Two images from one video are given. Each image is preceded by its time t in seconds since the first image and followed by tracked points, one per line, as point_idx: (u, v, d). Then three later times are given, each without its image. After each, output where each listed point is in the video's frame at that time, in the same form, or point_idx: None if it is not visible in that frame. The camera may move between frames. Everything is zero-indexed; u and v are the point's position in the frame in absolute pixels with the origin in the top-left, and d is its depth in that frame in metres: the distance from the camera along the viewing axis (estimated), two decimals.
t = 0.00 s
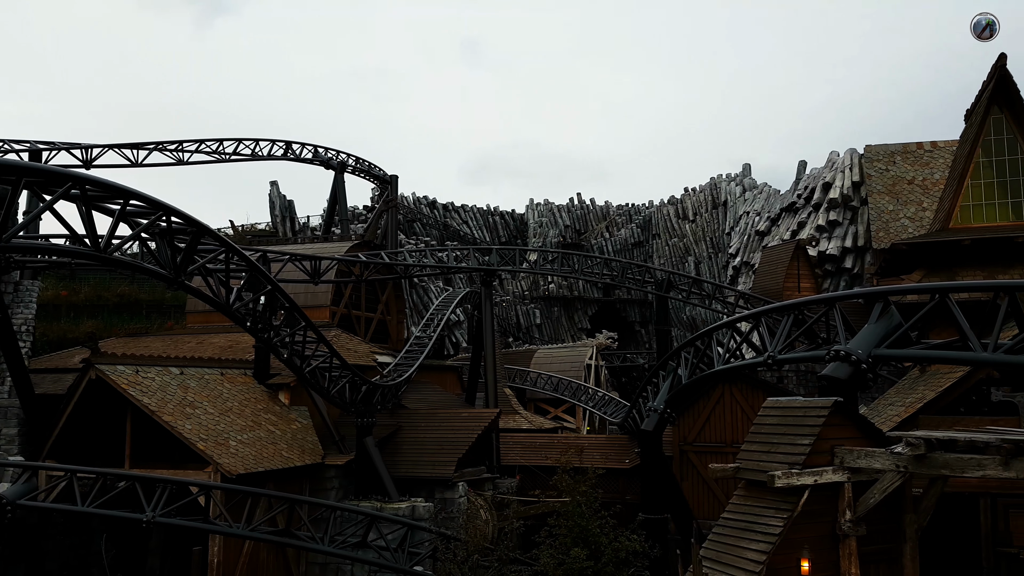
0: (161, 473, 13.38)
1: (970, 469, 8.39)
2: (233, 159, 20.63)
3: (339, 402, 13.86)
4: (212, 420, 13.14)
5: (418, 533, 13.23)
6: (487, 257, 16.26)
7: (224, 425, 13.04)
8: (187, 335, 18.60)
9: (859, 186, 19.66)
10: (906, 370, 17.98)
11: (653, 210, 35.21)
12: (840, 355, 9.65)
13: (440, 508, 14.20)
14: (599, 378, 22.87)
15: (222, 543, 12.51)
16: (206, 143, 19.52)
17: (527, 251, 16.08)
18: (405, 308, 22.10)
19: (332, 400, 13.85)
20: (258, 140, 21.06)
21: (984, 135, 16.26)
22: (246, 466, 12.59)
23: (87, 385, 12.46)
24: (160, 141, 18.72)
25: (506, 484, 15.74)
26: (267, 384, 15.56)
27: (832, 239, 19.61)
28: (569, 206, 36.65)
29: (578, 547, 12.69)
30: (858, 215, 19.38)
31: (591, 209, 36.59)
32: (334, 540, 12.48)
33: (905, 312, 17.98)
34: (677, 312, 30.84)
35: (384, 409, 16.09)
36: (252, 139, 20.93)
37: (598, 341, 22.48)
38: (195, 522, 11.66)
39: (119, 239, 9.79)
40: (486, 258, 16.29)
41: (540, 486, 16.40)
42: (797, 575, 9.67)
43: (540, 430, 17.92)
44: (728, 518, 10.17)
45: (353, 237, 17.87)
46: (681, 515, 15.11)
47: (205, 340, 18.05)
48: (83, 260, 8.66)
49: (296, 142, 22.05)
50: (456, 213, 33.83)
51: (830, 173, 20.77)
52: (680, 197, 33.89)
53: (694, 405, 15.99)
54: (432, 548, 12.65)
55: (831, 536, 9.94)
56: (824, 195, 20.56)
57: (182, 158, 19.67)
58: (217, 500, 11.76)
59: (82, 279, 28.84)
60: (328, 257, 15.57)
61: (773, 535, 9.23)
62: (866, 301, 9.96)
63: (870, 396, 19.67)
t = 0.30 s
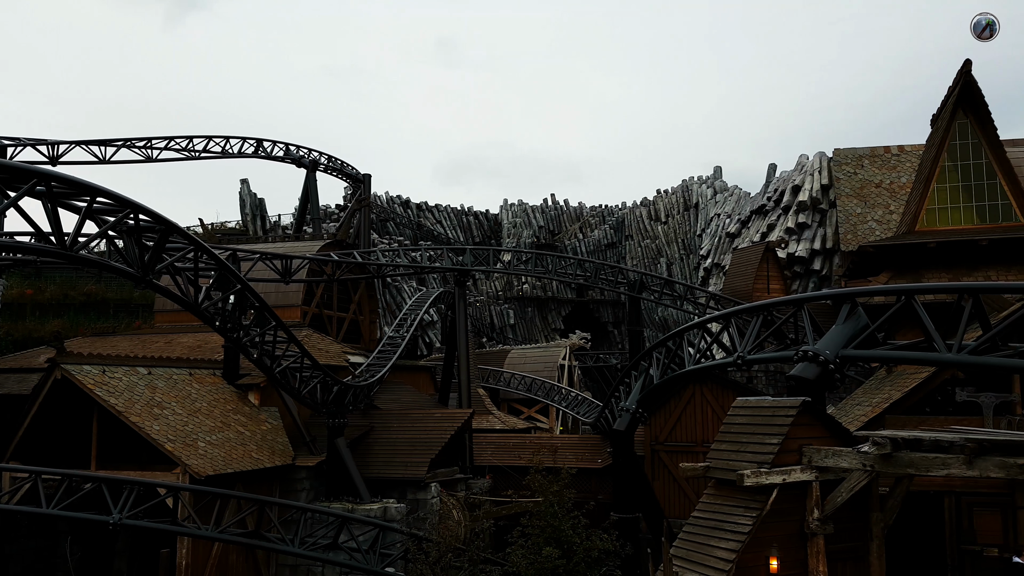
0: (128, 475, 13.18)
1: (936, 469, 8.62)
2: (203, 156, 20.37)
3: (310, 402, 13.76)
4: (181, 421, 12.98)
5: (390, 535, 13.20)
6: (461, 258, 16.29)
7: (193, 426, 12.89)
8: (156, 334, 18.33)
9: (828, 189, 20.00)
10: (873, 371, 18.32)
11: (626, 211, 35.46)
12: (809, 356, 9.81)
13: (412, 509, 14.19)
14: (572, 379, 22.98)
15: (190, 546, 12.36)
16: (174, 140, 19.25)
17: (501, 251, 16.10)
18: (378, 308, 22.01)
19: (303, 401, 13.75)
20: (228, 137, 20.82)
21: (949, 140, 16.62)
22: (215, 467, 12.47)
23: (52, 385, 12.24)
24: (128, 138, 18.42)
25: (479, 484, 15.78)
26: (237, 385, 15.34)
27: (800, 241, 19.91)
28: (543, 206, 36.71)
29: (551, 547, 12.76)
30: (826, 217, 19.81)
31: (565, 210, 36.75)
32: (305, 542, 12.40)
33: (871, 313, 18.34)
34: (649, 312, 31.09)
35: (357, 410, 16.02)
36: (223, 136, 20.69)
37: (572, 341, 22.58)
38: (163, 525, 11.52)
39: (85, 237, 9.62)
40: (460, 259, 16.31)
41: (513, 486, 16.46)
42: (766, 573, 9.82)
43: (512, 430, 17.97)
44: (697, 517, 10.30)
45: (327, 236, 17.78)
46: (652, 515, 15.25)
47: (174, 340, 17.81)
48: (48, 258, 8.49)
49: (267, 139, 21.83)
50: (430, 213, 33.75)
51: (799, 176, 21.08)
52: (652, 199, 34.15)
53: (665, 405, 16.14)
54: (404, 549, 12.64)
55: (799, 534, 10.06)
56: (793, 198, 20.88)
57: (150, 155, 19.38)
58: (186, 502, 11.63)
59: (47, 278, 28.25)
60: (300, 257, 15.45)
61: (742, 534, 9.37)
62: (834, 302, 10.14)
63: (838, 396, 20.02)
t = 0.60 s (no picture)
0: (95, 476, 12.96)
1: (901, 467, 8.79)
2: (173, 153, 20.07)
3: (282, 402, 13.66)
4: (150, 422, 12.79)
5: (363, 536, 13.14)
6: (436, 258, 16.28)
7: (162, 427, 12.71)
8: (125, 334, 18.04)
9: (799, 192, 20.28)
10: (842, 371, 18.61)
11: (601, 212, 35.62)
12: (778, 356, 9.93)
13: (385, 510, 14.14)
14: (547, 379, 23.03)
15: (159, 548, 12.19)
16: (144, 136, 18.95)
17: (476, 251, 16.10)
18: (352, 308, 21.88)
19: (274, 401, 13.64)
20: (200, 134, 20.55)
21: (916, 144, 16.93)
22: (184, 468, 12.31)
23: (17, 385, 11.99)
24: (96, 134, 18.11)
25: (453, 485, 15.78)
26: (207, 385, 15.17)
27: (771, 243, 20.16)
28: (519, 207, 36.70)
29: (524, 547, 12.79)
30: (797, 219, 20.07)
31: (540, 211, 36.81)
32: (276, 544, 12.30)
33: (840, 315, 18.64)
34: (624, 313, 31.27)
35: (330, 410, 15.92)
36: (194, 133, 20.41)
37: (547, 341, 22.63)
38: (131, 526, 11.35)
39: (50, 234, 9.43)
40: (436, 259, 16.30)
41: (487, 486, 16.47)
42: (736, 571, 9.93)
43: (487, 430, 17.97)
44: (669, 515, 10.39)
45: (299, 235, 17.62)
46: (625, 514, 15.34)
47: (144, 339, 17.54)
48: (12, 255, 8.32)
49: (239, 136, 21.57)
50: (405, 212, 33.61)
51: (771, 179, 21.35)
52: (627, 200, 34.35)
53: (638, 405, 16.25)
54: (377, 550, 12.60)
55: (769, 532, 10.18)
56: (765, 200, 21.13)
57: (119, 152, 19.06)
58: (155, 504, 11.46)
59: (13, 276, 27.64)
60: (272, 255, 15.29)
61: (713, 533, 9.43)
62: (803, 303, 10.27)
63: (809, 395, 20.31)
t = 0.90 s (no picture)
0: (56, 478, 12.66)
1: (864, 467, 8.98)
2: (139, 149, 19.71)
3: (249, 403, 13.51)
4: (113, 422, 12.54)
5: (331, 538, 13.03)
6: (408, 257, 16.23)
7: (125, 428, 12.47)
8: (88, 333, 17.67)
9: (766, 196, 20.56)
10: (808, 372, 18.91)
11: (574, 214, 35.74)
12: (745, 357, 10.06)
13: (354, 512, 14.04)
14: (519, 379, 23.03)
15: (121, 552, 11.96)
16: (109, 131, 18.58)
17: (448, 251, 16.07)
18: (322, 307, 21.68)
19: (241, 402, 13.48)
20: (167, 130, 20.19)
21: (880, 149, 17.28)
22: (148, 470, 12.09)
23: None
24: (59, 128, 17.71)
25: (423, 486, 15.73)
26: (172, 385, 14.88)
27: (739, 246, 20.41)
28: (492, 207, 36.67)
29: (494, 547, 12.79)
30: (764, 223, 20.29)
31: (513, 211, 36.84)
32: (242, 547, 12.14)
33: (807, 316, 18.95)
34: (595, 314, 31.43)
35: (298, 411, 15.76)
36: (161, 129, 20.05)
37: (519, 342, 22.64)
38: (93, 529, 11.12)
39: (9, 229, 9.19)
40: (408, 258, 16.24)
41: (457, 487, 16.45)
42: (704, 570, 10.03)
43: (458, 431, 17.94)
44: (638, 514, 10.46)
45: (268, 233, 17.42)
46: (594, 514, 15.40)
47: (108, 338, 17.20)
48: None
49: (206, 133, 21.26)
50: (377, 211, 33.42)
51: (739, 183, 21.63)
52: (599, 202, 34.48)
53: (608, 405, 16.33)
54: (346, 553, 12.51)
55: (734, 531, 10.37)
56: (734, 203, 21.39)
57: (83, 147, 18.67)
58: (118, 506, 11.24)
59: None
60: (239, 253, 15.08)
61: (679, 531, 9.47)
62: (769, 305, 10.41)
63: (776, 396, 20.62)
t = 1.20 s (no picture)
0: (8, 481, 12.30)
1: (821, 466, 9.17)
2: (98, 144, 19.26)
3: (210, 404, 13.30)
4: (69, 424, 12.23)
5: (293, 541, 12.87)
6: (374, 256, 16.14)
7: (82, 429, 12.18)
8: (43, 332, 17.21)
9: (730, 199, 20.85)
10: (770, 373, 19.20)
11: (542, 215, 35.81)
12: (708, 358, 10.21)
13: (318, 515, 13.90)
14: (487, 380, 22.98)
15: (77, 556, 11.67)
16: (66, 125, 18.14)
17: (416, 251, 16.01)
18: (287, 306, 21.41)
19: (201, 403, 13.26)
20: (127, 125, 19.76)
21: (840, 155, 17.66)
22: (106, 473, 11.83)
23: None
24: (14, 121, 17.23)
25: (388, 487, 15.63)
26: (130, 386, 14.55)
27: (703, 248, 20.65)
28: (460, 207, 36.56)
29: (459, 549, 12.75)
30: (728, 226, 20.58)
31: (482, 211, 36.78)
32: (202, 550, 11.93)
33: (769, 318, 19.26)
34: (563, 314, 31.52)
35: (260, 412, 15.55)
36: (120, 124, 19.63)
37: (485, 343, 22.55)
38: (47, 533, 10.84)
39: None
40: (374, 258, 16.15)
41: (423, 488, 16.40)
42: (667, 569, 10.11)
43: (424, 431, 17.87)
44: (603, 514, 10.52)
45: (230, 231, 17.16)
46: (559, 515, 15.44)
47: (64, 337, 16.77)
48: None
49: (168, 128, 20.86)
50: (344, 210, 33.15)
51: (704, 186, 21.89)
52: (567, 203, 34.57)
53: (574, 405, 16.40)
54: (309, 556, 12.37)
55: (697, 529, 10.49)
56: (698, 206, 21.66)
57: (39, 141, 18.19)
58: (74, 509, 10.98)
59: None
60: (201, 251, 14.82)
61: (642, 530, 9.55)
62: (731, 307, 10.58)
63: (739, 397, 20.90)
